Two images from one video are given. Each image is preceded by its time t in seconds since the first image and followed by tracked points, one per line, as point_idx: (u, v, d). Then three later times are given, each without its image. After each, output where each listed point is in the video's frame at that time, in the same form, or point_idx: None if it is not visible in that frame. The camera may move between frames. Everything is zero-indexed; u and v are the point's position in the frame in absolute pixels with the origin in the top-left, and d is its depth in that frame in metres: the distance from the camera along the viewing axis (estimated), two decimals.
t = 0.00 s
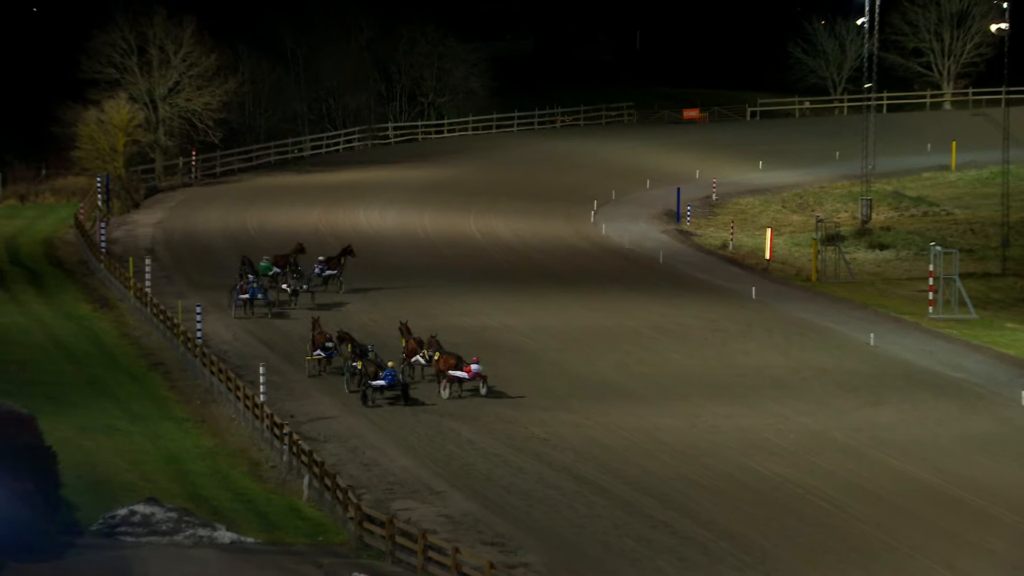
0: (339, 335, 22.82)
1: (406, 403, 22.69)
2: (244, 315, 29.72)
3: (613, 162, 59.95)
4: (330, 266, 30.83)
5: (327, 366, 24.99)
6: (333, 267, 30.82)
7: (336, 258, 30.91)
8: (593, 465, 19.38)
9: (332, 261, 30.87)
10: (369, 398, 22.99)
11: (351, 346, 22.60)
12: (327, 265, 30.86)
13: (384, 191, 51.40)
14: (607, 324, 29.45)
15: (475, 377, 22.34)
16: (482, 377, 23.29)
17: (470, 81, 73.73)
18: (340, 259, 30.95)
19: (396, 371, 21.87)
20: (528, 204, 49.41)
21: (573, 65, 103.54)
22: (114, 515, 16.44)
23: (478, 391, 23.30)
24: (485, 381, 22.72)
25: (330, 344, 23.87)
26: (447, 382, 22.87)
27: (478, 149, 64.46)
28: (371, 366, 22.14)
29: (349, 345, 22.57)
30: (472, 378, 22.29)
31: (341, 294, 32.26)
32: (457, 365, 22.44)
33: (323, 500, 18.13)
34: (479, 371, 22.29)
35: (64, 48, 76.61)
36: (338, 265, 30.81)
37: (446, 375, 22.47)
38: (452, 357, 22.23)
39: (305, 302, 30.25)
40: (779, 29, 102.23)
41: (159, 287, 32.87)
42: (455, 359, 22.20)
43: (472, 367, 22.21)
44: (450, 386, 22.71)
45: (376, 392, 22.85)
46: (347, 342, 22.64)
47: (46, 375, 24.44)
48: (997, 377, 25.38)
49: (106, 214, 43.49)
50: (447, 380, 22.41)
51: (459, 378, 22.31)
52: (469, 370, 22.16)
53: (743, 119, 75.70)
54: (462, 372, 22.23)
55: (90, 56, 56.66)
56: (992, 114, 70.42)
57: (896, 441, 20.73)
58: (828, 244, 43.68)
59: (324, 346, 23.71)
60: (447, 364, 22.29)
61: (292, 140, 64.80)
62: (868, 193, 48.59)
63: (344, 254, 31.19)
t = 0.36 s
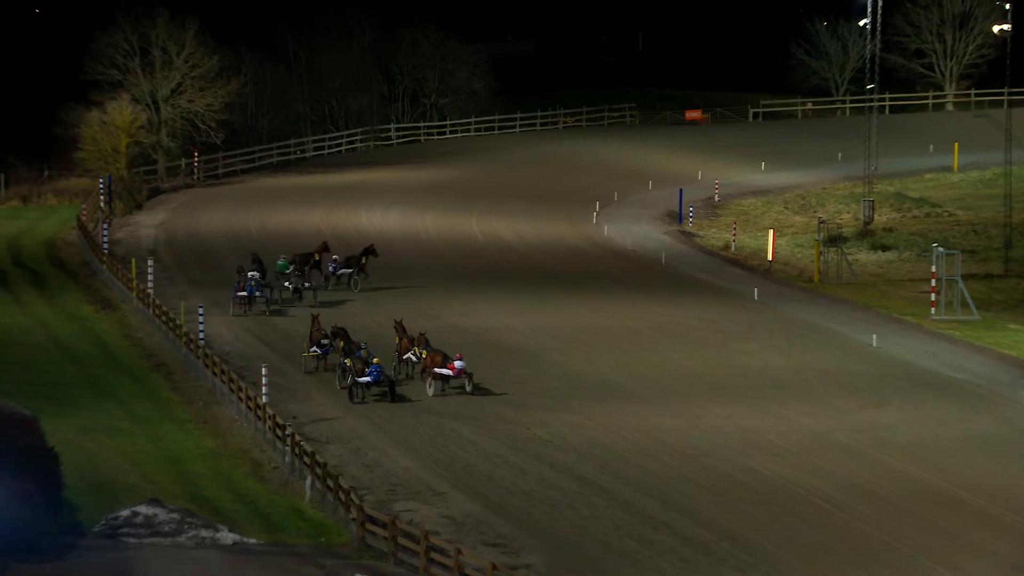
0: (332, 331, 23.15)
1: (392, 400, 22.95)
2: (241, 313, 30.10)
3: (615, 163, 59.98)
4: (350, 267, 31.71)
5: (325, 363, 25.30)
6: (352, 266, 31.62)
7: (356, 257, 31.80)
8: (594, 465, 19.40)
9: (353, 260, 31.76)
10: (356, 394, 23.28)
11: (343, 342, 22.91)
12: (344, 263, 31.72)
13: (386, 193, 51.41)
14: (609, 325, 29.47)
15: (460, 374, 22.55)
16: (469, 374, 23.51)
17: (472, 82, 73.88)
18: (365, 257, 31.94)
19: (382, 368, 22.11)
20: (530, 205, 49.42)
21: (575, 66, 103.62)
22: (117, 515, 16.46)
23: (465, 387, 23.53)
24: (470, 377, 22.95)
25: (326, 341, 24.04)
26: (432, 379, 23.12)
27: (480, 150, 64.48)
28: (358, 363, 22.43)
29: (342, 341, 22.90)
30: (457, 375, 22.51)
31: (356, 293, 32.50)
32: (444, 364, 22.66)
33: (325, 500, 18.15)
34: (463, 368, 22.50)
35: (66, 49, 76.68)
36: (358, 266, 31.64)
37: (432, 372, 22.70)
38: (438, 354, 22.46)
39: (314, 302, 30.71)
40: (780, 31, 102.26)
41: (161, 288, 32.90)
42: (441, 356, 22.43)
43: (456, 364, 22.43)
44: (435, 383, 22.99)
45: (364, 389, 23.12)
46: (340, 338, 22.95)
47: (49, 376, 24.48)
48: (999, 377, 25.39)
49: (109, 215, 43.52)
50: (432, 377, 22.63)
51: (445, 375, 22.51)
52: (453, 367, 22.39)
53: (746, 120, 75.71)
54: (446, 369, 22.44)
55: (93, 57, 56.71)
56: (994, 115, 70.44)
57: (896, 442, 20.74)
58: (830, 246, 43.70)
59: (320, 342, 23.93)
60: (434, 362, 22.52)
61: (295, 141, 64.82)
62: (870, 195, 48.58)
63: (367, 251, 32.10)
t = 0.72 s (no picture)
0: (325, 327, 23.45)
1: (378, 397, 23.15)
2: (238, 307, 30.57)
3: (615, 164, 59.93)
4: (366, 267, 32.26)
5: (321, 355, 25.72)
6: (370, 265, 32.12)
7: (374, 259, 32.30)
8: (593, 466, 19.39)
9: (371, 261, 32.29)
10: (343, 390, 23.55)
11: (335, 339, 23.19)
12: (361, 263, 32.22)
13: (386, 194, 51.34)
14: (608, 327, 29.45)
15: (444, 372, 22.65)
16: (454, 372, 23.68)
17: (472, 83, 73.85)
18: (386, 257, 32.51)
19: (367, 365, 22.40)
20: (529, 206, 49.41)
21: (574, 67, 103.59)
22: (117, 517, 16.46)
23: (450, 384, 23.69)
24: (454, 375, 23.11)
25: (320, 337, 24.22)
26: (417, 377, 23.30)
27: (479, 151, 64.51)
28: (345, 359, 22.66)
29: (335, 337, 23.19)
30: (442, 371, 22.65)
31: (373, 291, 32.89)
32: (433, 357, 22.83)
33: (325, 502, 18.14)
34: (446, 366, 22.61)
35: (65, 50, 76.60)
36: (376, 265, 32.11)
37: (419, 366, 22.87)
38: (422, 351, 22.54)
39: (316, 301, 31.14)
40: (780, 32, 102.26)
41: (161, 290, 32.88)
42: (425, 353, 22.57)
43: (440, 362, 22.52)
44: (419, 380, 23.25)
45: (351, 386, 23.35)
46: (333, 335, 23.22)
47: (49, 378, 24.46)
48: (999, 379, 25.38)
49: (109, 216, 43.47)
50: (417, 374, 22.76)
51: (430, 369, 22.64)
52: (436, 365, 22.50)
53: (745, 122, 75.68)
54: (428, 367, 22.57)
55: (93, 59, 56.72)
56: (994, 116, 70.42)
57: (896, 443, 20.73)
58: (830, 247, 43.67)
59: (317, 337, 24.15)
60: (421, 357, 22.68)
61: (294, 143, 64.73)
62: (870, 195, 48.56)
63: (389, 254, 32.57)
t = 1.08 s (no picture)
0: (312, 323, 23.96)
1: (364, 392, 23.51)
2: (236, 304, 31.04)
3: (614, 165, 59.91)
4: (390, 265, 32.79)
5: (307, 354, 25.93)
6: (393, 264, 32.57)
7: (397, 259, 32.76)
8: (593, 466, 19.39)
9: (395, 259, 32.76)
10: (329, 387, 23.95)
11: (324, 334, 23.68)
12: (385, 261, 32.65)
13: (385, 194, 51.31)
14: (608, 327, 29.43)
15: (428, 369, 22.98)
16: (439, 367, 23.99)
17: (471, 83, 73.83)
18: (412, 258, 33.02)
19: (354, 361, 22.76)
20: (528, 206, 49.39)
21: (573, 67, 103.60)
22: (115, 517, 16.44)
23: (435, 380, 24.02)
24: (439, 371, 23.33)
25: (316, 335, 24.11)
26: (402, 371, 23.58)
27: (478, 151, 64.57)
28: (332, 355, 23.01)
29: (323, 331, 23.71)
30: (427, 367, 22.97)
31: (390, 290, 33.19)
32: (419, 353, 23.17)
33: (323, 502, 18.12)
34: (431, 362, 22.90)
35: (63, 50, 76.52)
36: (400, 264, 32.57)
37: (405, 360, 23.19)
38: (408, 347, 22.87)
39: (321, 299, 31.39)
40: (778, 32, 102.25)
41: (160, 290, 32.85)
42: (410, 349, 22.88)
43: (424, 359, 22.84)
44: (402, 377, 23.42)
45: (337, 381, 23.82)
46: (320, 328, 23.75)
47: (48, 378, 24.44)
48: (998, 379, 25.36)
49: (107, 216, 43.41)
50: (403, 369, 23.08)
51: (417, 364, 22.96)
52: (420, 361, 22.80)
53: (744, 122, 75.67)
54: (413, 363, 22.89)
55: (92, 59, 56.69)
56: (993, 116, 70.43)
57: (895, 443, 20.74)
58: (829, 248, 43.65)
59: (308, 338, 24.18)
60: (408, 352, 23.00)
61: (292, 143, 64.69)
62: (869, 196, 48.58)
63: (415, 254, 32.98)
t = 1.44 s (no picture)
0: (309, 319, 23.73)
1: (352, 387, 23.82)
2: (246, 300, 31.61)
3: (613, 165, 59.89)
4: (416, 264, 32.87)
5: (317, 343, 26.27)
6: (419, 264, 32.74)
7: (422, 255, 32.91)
8: (593, 466, 19.39)
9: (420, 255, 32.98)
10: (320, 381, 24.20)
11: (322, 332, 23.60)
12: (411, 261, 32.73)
13: (384, 194, 51.30)
14: (607, 327, 29.41)
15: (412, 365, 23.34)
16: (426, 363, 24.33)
17: (471, 83, 73.82)
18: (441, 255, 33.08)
19: (342, 357, 22.98)
20: (528, 206, 49.41)
21: (572, 68, 103.63)
22: (114, 517, 16.44)
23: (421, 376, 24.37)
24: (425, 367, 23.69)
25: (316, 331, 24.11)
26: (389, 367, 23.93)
27: (478, 151, 64.63)
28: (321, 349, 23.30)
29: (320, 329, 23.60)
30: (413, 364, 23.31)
31: (408, 291, 33.13)
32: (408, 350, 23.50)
33: (322, 502, 18.11)
34: (416, 358, 23.28)
35: (63, 50, 76.47)
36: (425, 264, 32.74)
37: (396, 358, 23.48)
38: (395, 343, 23.23)
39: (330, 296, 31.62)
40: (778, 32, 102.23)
41: (159, 290, 32.82)
42: (397, 345, 23.23)
43: (410, 354, 23.22)
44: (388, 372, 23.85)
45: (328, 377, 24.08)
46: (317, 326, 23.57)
47: (48, 378, 24.44)
48: (998, 379, 25.34)
49: (106, 217, 43.38)
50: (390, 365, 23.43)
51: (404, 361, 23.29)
52: (406, 357, 23.17)
53: (744, 122, 75.67)
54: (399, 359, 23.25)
55: (91, 59, 56.67)
56: (992, 116, 70.43)
57: (895, 443, 20.74)
58: (828, 248, 43.63)
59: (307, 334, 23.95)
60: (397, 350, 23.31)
61: (292, 143, 64.67)
62: (868, 196, 48.60)
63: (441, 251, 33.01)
